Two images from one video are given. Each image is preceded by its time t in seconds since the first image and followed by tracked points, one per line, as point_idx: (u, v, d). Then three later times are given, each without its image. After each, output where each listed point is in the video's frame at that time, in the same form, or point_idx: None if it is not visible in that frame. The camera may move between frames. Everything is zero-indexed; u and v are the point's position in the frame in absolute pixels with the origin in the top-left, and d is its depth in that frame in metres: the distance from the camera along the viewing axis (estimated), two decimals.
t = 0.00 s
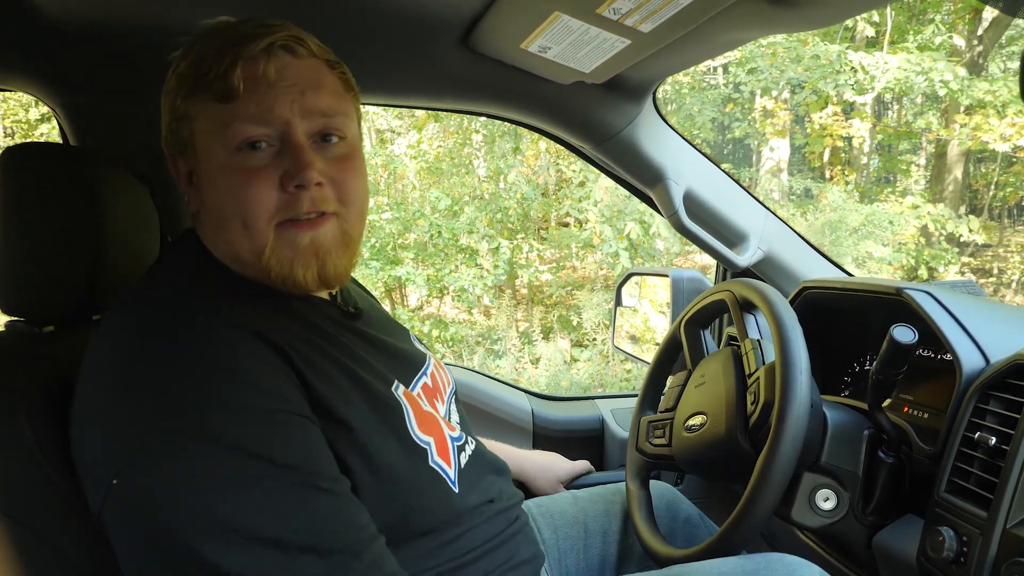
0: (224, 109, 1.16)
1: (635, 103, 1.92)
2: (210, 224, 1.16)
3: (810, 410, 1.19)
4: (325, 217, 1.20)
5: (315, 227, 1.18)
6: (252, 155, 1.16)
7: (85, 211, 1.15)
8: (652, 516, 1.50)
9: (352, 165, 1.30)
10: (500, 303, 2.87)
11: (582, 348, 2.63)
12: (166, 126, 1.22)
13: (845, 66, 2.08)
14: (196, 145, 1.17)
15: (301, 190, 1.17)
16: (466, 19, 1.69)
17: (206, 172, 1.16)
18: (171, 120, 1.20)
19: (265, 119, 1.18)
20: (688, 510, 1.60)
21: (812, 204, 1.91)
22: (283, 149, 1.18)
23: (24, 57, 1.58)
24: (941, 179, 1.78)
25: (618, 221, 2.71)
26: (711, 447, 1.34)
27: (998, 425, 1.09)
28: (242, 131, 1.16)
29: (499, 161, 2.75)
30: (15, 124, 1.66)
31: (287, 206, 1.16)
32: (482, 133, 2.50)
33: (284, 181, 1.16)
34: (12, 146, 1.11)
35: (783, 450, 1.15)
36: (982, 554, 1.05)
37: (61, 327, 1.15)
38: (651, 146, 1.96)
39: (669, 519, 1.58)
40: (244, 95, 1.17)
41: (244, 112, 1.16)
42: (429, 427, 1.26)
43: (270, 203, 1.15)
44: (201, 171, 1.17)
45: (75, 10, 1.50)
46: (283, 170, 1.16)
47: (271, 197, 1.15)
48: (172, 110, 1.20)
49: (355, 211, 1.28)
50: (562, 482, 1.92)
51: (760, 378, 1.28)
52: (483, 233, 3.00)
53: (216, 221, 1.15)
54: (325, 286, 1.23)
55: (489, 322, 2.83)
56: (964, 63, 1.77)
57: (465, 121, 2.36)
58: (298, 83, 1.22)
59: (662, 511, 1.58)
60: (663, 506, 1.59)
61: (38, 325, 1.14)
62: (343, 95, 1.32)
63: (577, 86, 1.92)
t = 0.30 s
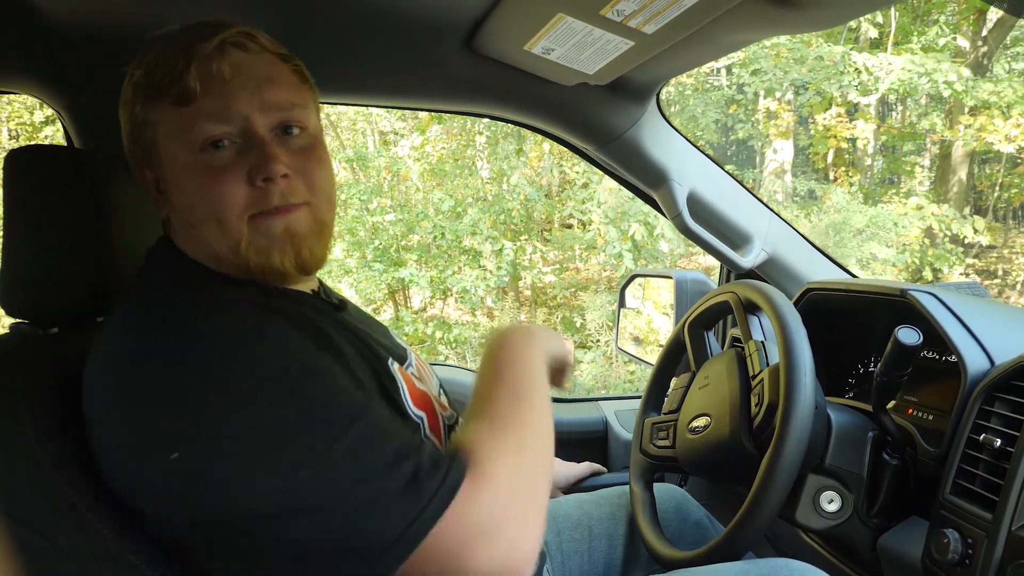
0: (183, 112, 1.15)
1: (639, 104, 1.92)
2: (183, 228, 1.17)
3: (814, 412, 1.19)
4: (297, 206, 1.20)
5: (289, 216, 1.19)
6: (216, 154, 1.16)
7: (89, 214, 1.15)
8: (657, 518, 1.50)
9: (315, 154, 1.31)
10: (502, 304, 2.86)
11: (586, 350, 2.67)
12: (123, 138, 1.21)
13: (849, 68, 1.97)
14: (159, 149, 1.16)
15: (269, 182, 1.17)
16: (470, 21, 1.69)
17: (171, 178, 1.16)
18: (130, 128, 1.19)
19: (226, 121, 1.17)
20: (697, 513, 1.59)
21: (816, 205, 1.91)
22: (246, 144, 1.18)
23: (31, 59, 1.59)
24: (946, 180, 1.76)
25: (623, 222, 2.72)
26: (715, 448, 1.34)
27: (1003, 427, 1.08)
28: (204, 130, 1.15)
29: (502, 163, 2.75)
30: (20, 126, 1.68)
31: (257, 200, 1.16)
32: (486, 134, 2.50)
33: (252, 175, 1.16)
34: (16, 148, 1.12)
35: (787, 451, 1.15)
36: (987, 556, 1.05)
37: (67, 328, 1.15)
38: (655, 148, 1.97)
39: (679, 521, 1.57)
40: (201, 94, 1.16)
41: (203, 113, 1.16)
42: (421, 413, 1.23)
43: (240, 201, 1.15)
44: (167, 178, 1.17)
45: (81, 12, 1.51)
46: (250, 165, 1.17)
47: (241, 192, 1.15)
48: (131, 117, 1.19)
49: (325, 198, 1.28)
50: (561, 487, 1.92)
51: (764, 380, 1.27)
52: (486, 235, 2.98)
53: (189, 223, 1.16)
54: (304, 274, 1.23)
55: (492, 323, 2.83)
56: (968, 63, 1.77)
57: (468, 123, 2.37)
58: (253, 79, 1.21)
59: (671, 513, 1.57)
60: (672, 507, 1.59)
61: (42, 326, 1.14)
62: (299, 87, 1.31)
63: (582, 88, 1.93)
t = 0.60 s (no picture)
0: (186, 98, 1.22)
1: (643, 107, 1.94)
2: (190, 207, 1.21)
3: (819, 415, 1.19)
4: (292, 179, 1.21)
5: (285, 188, 1.20)
6: (218, 135, 1.21)
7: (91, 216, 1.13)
8: (662, 521, 1.49)
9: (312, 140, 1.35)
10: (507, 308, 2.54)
11: (590, 352, 2.68)
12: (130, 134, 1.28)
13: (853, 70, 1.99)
14: (165, 137, 1.22)
15: (267, 154, 1.20)
16: (475, 24, 1.70)
17: (175, 161, 1.21)
18: (138, 125, 1.26)
19: (224, 105, 1.23)
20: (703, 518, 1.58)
21: (820, 207, 1.91)
22: (244, 125, 1.23)
23: (37, 64, 1.60)
24: (950, 182, 1.75)
25: (627, 225, 2.67)
26: (720, 451, 1.34)
27: (1009, 430, 1.08)
28: (206, 114, 1.21)
29: (506, 164, 2.72)
30: (26, 129, 1.69)
31: (257, 172, 1.19)
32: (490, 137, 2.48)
33: (252, 148, 1.20)
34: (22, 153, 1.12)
35: (792, 454, 1.15)
36: (993, 561, 1.04)
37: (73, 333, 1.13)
38: (660, 151, 1.98)
39: (685, 525, 1.57)
40: (202, 82, 1.23)
41: (206, 97, 1.22)
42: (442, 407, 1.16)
43: (241, 173, 1.19)
44: (171, 160, 1.21)
45: (86, 16, 1.51)
46: (249, 141, 1.21)
47: (241, 166, 1.19)
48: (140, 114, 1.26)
49: (317, 178, 1.29)
50: (565, 490, 1.91)
51: (768, 383, 1.27)
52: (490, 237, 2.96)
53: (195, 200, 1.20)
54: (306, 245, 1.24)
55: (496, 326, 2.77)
56: (972, 64, 1.75)
57: (472, 125, 2.37)
58: (249, 72, 1.28)
59: (677, 517, 1.57)
60: (678, 511, 1.58)
61: (49, 331, 1.12)
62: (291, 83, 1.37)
63: (586, 91, 1.93)
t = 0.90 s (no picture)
0: (192, 99, 1.22)
1: (648, 110, 1.94)
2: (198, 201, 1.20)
3: (824, 418, 1.18)
4: (297, 170, 1.27)
5: (294, 178, 1.26)
6: (224, 131, 1.23)
7: (100, 220, 1.07)
8: (665, 524, 1.49)
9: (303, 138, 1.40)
10: (511, 309, 2.74)
11: (593, 354, 2.66)
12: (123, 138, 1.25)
13: (858, 71, 1.94)
14: (168, 133, 1.21)
15: (276, 147, 1.24)
16: (479, 27, 1.70)
17: (182, 157, 1.20)
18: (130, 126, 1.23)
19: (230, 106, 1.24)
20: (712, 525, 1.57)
21: (824, 210, 1.90)
22: (250, 124, 1.25)
23: (43, 67, 1.61)
24: (955, 184, 1.76)
25: (631, 228, 2.70)
26: (725, 455, 1.33)
27: (1014, 433, 1.08)
28: (211, 112, 1.22)
29: (510, 167, 2.64)
30: (31, 132, 1.71)
31: (269, 161, 1.23)
32: (494, 139, 2.46)
33: (263, 142, 1.23)
34: (27, 153, 1.05)
35: (796, 457, 1.14)
36: (997, 565, 1.04)
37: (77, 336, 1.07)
38: (664, 154, 1.98)
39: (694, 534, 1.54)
40: (206, 81, 1.25)
41: (212, 97, 1.23)
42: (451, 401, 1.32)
43: (253, 167, 1.21)
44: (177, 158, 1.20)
45: (92, 21, 1.53)
46: (257, 133, 1.24)
47: (253, 158, 1.21)
48: (134, 118, 1.23)
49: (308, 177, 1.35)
50: (572, 492, 1.91)
51: (773, 386, 1.27)
52: (494, 239, 2.81)
53: (207, 191, 1.19)
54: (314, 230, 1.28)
55: (501, 330, 2.70)
56: (978, 67, 1.78)
57: (476, 127, 2.37)
58: (249, 82, 1.31)
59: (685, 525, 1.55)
60: (686, 517, 1.57)
61: (55, 332, 1.07)
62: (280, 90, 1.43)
63: (590, 93, 1.93)
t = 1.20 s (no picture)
0: (220, 97, 1.32)
1: (651, 112, 1.96)
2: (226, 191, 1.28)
3: (826, 420, 1.19)
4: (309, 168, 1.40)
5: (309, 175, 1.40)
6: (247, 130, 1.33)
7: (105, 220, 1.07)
8: (667, 526, 1.49)
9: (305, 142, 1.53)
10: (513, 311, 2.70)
11: (595, 356, 2.67)
12: (144, 130, 1.30)
13: (860, 72, 1.86)
14: (195, 130, 1.29)
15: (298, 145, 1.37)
16: (480, 29, 1.71)
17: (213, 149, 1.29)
18: (151, 123, 1.29)
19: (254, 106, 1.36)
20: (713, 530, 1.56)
21: (827, 211, 1.93)
22: (273, 124, 1.36)
23: (44, 68, 1.61)
24: (958, 186, 1.73)
25: (634, 230, 2.69)
26: (727, 456, 1.34)
27: (1016, 435, 1.08)
28: (236, 113, 1.32)
29: (512, 168, 2.63)
30: (34, 133, 1.72)
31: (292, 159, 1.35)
32: (496, 141, 2.46)
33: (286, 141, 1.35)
34: (32, 154, 1.05)
35: (799, 459, 1.15)
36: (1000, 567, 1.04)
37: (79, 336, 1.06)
38: (668, 156, 2.01)
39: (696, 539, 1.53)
40: (230, 85, 1.35)
41: (237, 100, 1.34)
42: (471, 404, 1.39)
43: (277, 163, 1.32)
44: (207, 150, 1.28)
45: (94, 22, 1.53)
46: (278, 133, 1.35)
47: (280, 155, 1.33)
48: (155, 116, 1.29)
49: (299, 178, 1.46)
50: (577, 494, 1.92)
51: (775, 388, 1.27)
52: (496, 241, 2.81)
53: (236, 185, 1.29)
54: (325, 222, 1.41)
55: (502, 330, 2.68)
56: (981, 69, 1.70)
57: (479, 128, 2.37)
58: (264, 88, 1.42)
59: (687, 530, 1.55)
60: (688, 521, 1.58)
61: (58, 333, 1.05)
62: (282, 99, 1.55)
63: (593, 94, 1.94)
